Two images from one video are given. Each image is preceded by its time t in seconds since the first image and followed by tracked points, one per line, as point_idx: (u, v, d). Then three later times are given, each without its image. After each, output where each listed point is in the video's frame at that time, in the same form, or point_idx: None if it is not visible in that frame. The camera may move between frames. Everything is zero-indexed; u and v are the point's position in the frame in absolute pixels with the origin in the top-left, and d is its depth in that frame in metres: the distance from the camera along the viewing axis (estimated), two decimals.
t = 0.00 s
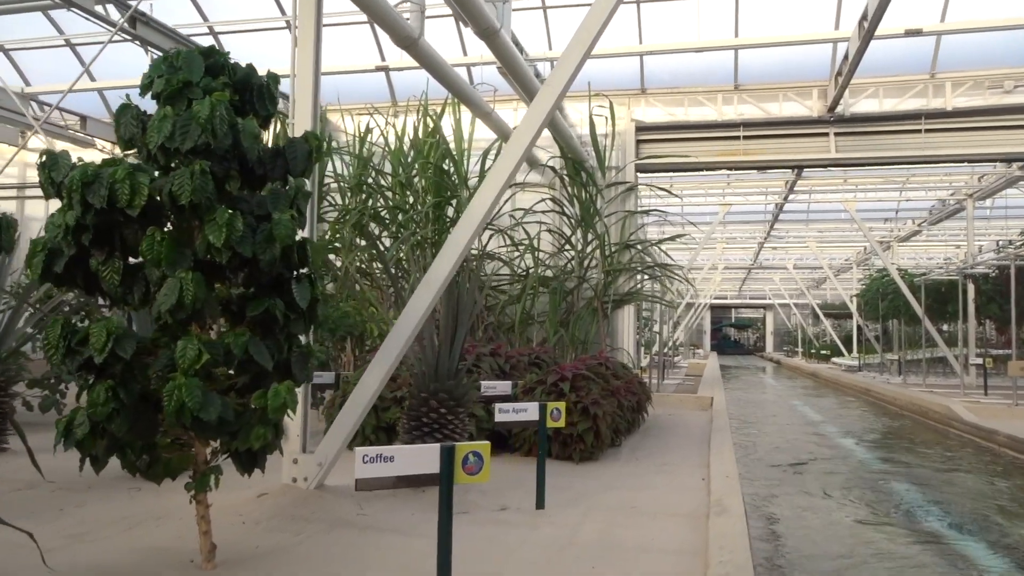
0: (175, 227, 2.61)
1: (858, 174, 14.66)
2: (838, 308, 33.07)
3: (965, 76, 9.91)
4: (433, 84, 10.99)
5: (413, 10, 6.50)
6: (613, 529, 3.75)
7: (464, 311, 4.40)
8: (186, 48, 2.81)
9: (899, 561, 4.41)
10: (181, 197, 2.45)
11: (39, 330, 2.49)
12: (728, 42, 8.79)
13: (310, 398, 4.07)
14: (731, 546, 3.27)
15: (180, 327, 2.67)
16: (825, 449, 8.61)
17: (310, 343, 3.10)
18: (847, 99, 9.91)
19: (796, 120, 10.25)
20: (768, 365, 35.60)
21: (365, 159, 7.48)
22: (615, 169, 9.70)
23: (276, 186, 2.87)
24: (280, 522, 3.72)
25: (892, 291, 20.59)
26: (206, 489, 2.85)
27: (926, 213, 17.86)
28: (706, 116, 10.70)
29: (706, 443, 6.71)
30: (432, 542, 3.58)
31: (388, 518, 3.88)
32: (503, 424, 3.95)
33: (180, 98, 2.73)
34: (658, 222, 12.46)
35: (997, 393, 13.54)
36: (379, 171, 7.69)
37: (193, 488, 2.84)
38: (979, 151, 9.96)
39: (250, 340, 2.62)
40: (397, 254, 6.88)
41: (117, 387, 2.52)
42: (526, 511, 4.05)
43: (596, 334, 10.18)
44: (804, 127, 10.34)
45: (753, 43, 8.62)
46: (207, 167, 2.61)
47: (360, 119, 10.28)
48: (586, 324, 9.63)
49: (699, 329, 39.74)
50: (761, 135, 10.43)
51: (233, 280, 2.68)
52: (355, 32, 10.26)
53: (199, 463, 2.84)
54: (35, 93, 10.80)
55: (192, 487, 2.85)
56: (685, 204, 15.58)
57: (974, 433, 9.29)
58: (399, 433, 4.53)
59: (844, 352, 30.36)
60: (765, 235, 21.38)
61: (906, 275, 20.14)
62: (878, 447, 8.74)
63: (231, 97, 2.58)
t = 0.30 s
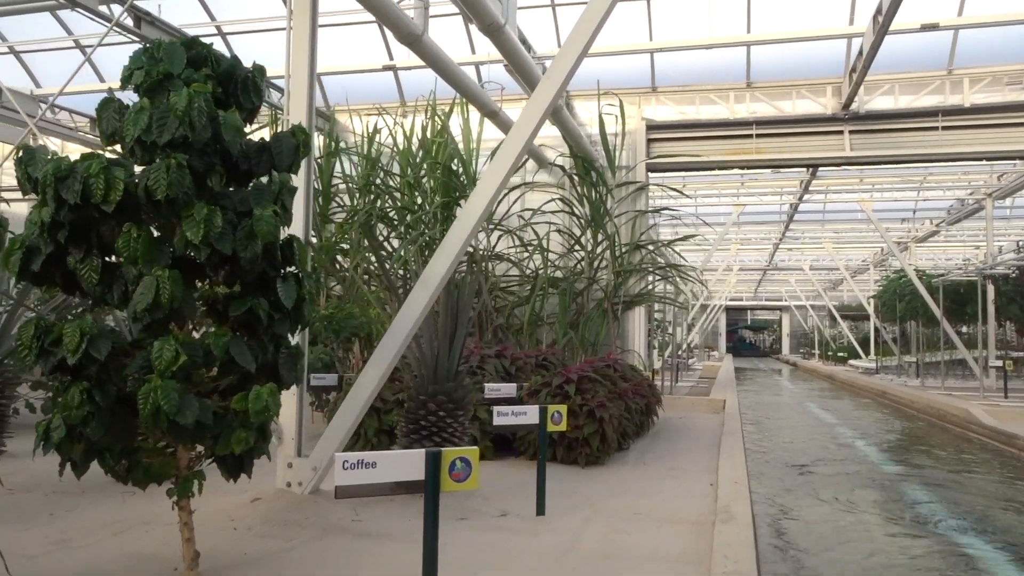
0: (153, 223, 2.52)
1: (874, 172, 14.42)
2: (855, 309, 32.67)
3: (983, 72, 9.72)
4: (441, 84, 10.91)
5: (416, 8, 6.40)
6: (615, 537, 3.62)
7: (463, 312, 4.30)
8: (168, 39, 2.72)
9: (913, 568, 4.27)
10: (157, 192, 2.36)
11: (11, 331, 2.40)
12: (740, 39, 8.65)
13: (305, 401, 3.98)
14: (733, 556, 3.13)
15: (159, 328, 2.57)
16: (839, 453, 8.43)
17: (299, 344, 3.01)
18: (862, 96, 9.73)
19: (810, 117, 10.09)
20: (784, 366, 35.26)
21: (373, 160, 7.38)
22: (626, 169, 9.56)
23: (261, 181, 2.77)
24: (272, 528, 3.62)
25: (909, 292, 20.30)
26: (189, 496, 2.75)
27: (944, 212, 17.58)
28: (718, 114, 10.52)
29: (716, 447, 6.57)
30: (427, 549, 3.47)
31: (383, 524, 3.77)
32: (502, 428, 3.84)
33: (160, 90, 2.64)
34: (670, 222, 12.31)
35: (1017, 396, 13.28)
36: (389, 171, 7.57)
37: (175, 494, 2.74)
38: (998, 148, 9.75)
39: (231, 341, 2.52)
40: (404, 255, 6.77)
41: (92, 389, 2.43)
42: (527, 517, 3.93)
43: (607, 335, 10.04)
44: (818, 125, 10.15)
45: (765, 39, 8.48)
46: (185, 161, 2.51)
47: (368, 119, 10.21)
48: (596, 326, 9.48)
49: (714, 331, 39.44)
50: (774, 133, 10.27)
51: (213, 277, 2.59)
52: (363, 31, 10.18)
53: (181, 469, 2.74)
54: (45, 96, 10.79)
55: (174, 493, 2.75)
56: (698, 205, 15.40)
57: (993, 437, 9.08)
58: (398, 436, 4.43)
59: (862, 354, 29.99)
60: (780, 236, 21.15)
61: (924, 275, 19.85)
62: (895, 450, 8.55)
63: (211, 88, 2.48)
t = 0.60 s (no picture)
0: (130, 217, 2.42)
1: (893, 171, 14.19)
2: (874, 310, 32.28)
3: (1004, 67, 9.51)
4: (451, 82, 10.81)
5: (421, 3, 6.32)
6: (616, 544, 3.49)
7: (463, 311, 4.21)
8: (149, 27, 2.62)
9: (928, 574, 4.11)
10: (131, 185, 2.28)
11: None
12: (753, 33, 8.50)
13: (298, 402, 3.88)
14: (735, 564, 3.00)
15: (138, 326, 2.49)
16: (855, 456, 8.26)
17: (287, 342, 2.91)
18: (879, 92, 9.54)
19: (826, 114, 9.91)
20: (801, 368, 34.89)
21: (382, 158, 7.29)
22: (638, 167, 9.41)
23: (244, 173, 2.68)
24: (264, 532, 3.53)
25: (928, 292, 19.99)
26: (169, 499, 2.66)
27: (965, 212, 17.29)
28: (732, 111, 10.33)
29: (726, 450, 6.42)
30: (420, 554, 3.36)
31: (378, 528, 3.66)
32: (500, 430, 3.72)
33: (140, 79, 2.55)
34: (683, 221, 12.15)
35: None
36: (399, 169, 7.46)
37: (155, 497, 2.64)
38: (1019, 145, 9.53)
39: (210, 340, 2.43)
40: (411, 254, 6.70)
41: (65, 389, 2.34)
42: (526, 523, 3.81)
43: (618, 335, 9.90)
44: (834, 121, 9.97)
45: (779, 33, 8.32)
46: (163, 153, 2.43)
47: (378, 117, 10.13)
48: (607, 326, 9.33)
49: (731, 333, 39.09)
50: (789, 130, 10.10)
51: (193, 274, 2.49)
52: (372, 29, 10.10)
53: (162, 472, 2.65)
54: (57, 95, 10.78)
55: (154, 496, 2.65)
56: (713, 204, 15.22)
57: (1014, 440, 8.87)
58: (396, 437, 4.33)
59: (880, 356, 29.61)
60: (797, 236, 20.90)
61: (944, 276, 19.54)
62: (913, 454, 8.35)
63: (189, 77, 2.39)
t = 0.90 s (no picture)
0: (102, 211, 2.34)
1: (912, 168, 13.95)
2: (894, 309, 31.92)
3: None
4: (461, 79, 10.69)
5: None
6: (615, 551, 3.38)
7: (462, 310, 4.10)
8: (127, 17, 2.54)
9: None
10: (101, 177, 2.19)
11: None
12: (766, 27, 8.33)
13: (292, 403, 3.80)
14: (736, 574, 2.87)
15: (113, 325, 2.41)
16: (871, 458, 8.09)
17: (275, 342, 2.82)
18: (896, 87, 9.35)
19: (842, 110, 9.74)
20: (819, 369, 34.52)
21: (391, 156, 7.19)
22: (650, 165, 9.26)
23: (224, 167, 2.59)
24: (255, 536, 3.45)
25: (948, 292, 19.70)
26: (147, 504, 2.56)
27: (986, 210, 16.99)
28: (745, 107, 10.15)
29: (737, 452, 6.28)
30: (413, 560, 3.25)
31: (371, 534, 3.57)
32: (498, 433, 3.62)
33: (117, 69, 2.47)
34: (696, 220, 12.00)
35: None
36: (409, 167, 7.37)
37: (133, 502, 2.55)
38: None
39: (187, 339, 2.35)
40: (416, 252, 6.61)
41: (34, 390, 2.25)
42: (526, 528, 3.71)
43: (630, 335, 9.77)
44: (850, 117, 9.79)
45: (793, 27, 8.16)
46: (137, 146, 2.34)
47: (387, 116, 10.05)
48: (618, 326, 9.18)
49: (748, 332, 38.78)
50: (804, 127, 9.94)
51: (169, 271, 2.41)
52: (381, 26, 10.02)
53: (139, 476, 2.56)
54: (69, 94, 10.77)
55: (132, 501, 2.56)
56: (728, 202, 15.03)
57: None
58: (394, 440, 4.23)
59: (899, 357, 29.25)
60: (814, 235, 20.64)
61: (964, 274, 19.24)
62: (931, 457, 8.16)
63: (162, 66, 2.29)
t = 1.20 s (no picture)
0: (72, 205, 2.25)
1: (930, 164, 13.72)
2: (913, 309, 31.53)
3: None
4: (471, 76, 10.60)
5: None
6: (615, 556, 3.26)
7: (461, 308, 3.98)
8: (105, 4, 2.45)
9: None
10: (67, 170, 2.10)
11: None
12: (780, 20, 8.19)
13: (285, 404, 3.71)
14: None
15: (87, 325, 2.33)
16: (887, 460, 7.92)
17: (260, 342, 2.73)
18: (913, 81, 9.17)
19: (857, 105, 9.56)
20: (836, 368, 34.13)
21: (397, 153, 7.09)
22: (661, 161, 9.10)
23: (204, 159, 2.50)
24: (245, 541, 3.36)
25: (969, 290, 19.40)
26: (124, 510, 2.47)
27: (1007, 207, 16.70)
28: (759, 102, 10.05)
29: (748, 454, 6.14)
30: (405, 565, 3.15)
31: (364, 539, 3.47)
32: (495, 435, 3.51)
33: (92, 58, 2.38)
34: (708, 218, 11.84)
35: None
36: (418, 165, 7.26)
37: (110, 508, 2.46)
38: None
39: (161, 338, 2.25)
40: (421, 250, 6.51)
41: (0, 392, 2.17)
42: (524, 533, 3.59)
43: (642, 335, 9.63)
44: (866, 112, 9.62)
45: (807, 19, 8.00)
46: (109, 137, 2.26)
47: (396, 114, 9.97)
48: (630, 326, 9.02)
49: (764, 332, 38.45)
50: (819, 123, 9.78)
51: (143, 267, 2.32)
52: (390, 24, 9.95)
53: (117, 480, 2.47)
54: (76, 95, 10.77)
55: (108, 506, 2.47)
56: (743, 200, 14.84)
57: None
58: (392, 442, 4.14)
59: (919, 357, 28.87)
60: (832, 233, 20.39)
61: (985, 273, 18.93)
62: (949, 458, 7.99)
63: (134, 53, 2.20)
